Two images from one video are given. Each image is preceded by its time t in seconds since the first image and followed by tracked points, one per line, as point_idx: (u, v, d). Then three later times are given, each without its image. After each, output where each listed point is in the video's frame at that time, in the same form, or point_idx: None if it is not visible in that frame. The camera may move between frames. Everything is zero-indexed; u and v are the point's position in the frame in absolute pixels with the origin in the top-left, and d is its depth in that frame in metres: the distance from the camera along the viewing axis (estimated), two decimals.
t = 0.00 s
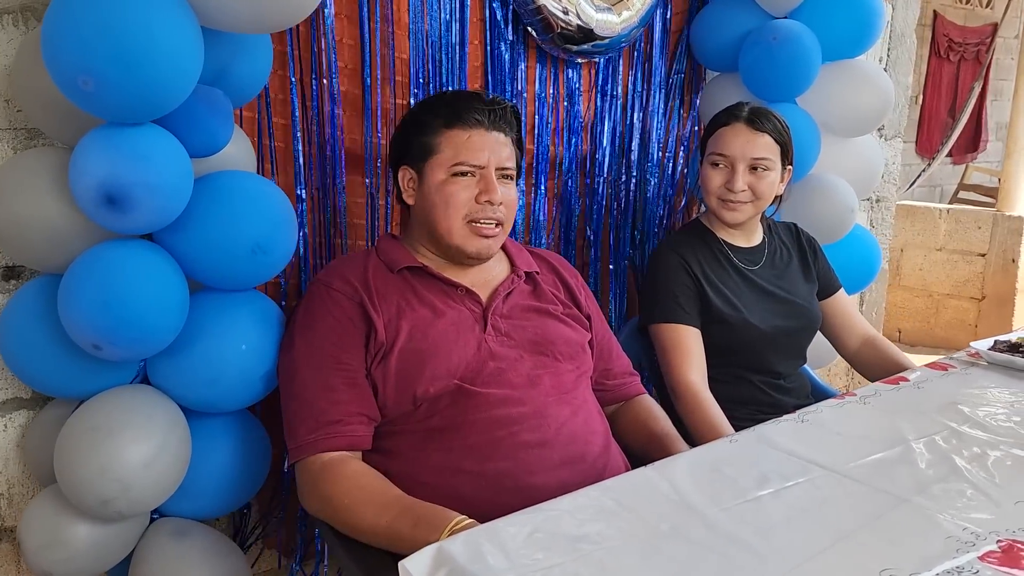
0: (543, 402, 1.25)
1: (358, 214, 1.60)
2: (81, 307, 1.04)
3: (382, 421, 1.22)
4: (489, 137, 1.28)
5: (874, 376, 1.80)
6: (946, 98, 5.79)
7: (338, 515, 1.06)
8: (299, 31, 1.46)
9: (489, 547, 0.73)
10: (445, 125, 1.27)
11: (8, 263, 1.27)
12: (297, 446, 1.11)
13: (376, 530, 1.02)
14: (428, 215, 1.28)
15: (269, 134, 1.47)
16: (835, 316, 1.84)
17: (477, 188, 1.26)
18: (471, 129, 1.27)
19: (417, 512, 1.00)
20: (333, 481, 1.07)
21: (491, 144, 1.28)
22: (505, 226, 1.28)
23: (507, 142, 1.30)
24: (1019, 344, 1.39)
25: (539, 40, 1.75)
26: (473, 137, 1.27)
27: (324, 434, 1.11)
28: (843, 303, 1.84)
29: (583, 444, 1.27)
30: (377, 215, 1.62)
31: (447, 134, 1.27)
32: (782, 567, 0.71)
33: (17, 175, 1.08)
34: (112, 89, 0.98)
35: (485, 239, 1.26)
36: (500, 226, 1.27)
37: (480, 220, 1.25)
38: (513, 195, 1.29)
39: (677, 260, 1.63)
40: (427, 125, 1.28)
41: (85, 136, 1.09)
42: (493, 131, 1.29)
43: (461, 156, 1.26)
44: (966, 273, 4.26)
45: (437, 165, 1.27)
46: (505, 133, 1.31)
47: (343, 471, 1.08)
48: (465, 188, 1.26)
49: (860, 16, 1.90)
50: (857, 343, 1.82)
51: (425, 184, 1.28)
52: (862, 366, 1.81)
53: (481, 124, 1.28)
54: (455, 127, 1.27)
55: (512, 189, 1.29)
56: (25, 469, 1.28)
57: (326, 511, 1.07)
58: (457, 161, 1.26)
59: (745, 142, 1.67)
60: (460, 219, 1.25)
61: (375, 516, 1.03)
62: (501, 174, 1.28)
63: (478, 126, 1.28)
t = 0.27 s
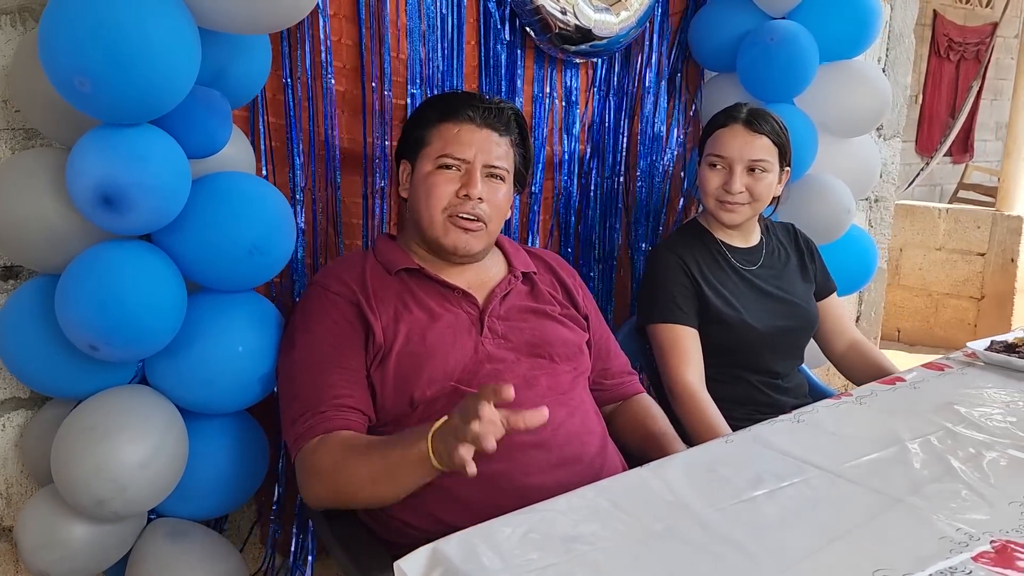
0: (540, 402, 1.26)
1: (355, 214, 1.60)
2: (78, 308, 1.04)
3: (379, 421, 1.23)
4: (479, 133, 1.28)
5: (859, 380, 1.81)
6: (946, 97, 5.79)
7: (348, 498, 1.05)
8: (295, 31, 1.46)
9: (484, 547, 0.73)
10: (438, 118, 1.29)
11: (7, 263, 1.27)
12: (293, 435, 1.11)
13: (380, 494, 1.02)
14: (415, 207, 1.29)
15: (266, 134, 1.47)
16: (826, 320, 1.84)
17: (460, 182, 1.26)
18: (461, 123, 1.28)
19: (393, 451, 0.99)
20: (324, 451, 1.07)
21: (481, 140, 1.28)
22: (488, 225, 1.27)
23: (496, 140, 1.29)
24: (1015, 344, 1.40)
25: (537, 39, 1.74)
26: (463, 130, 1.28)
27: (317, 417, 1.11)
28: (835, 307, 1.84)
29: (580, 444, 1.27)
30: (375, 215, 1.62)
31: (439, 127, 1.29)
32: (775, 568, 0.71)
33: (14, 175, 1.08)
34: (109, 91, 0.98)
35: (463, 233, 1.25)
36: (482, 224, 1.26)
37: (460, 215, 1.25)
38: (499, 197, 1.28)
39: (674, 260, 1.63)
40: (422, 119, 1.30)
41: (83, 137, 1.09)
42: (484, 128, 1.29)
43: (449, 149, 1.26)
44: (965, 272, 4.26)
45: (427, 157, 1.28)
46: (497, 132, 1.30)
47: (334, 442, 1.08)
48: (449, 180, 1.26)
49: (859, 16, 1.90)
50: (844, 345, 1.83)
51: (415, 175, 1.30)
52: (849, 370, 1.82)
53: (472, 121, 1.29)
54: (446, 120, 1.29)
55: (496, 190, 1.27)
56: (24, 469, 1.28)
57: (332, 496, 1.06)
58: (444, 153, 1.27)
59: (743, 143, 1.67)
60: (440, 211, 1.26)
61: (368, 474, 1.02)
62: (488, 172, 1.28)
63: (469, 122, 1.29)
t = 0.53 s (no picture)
0: (539, 402, 1.26)
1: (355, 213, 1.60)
2: (81, 307, 1.04)
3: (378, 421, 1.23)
4: (480, 140, 1.27)
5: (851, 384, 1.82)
6: (946, 97, 5.79)
7: (353, 434, 0.98)
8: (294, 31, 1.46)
9: (482, 546, 0.73)
10: (439, 124, 1.29)
11: (6, 262, 1.27)
12: (299, 392, 1.08)
13: (381, 409, 0.96)
14: (414, 212, 1.28)
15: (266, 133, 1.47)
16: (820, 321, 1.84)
17: (459, 189, 1.25)
18: (461, 129, 1.28)
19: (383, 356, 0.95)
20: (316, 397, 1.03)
21: (480, 147, 1.27)
22: (487, 231, 1.26)
23: (498, 147, 1.29)
24: (1014, 343, 1.40)
25: (537, 39, 1.75)
26: (463, 137, 1.27)
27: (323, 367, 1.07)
28: (829, 308, 1.83)
29: (579, 443, 1.27)
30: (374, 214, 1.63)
31: (439, 132, 1.28)
32: (773, 566, 0.71)
33: (14, 175, 1.08)
34: (110, 90, 0.98)
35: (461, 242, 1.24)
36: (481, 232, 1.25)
37: (457, 222, 1.24)
38: (497, 203, 1.27)
39: (673, 259, 1.63)
40: (424, 120, 1.30)
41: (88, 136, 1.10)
42: (485, 134, 1.29)
43: (448, 155, 1.26)
44: (965, 272, 4.26)
45: (426, 162, 1.28)
46: (498, 138, 1.30)
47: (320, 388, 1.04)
48: (448, 187, 1.25)
49: (859, 16, 1.90)
50: (836, 349, 1.83)
51: (415, 179, 1.29)
52: (841, 371, 1.83)
53: (473, 127, 1.28)
54: (447, 125, 1.28)
55: (496, 197, 1.27)
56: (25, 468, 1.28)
57: (333, 431, 0.99)
58: (443, 159, 1.26)
59: (743, 143, 1.67)
60: (437, 218, 1.24)
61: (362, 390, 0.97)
62: (488, 179, 1.27)
63: (470, 128, 1.28)
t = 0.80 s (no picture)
0: (538, 402, 1.26)
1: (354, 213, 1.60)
2: (84, 308, 1.04)
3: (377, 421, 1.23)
4: (473, 126, 1.28)
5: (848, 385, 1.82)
6: (946, 97, 5.79)
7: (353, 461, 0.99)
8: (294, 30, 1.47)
9: (481, 545, 0.73)
10: (431, 115, 1.30)
11: (7, 263, 1.27)
12: (298, 412, 1.08)
13: (390, 440, 0.97)
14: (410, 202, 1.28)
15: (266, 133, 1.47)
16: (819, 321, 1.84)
17: (455, 174, 1.26)
18: (455, 118, 1.29)
19: (399, 394, 0.96)
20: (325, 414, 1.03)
21: (474, 134, 1.28)
22: (484, 215, 1.27)
23: (492, 134, 1.29)
24: (1014, 343, 1.40)
25: (539, 38, 1.75)
26: (457, 124, 1.28)
27: (324, 386, 1.08)
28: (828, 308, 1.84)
29: (578, 443, 1.27)
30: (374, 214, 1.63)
31: (432, 123, 1.29)
32: (772, 565, 0.71)
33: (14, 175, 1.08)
34: (112, 91, 0.98)
35: (459, 225, 1.24)
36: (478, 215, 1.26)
37: (455, 206, 1.24)
38: (494, 188, 1.27)
39: (672, 260, 1.64)
40: (417, 116, 1.31)
41: (91, 135, 1.10)
42: (478, 121, 1.29)
43: (442, 142, 1.27)
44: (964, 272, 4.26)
45: (421, 151, 1.29)
46: (490, 125, 1.30)
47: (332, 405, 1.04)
48: (444, 173, 1.25)
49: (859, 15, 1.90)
50: (834, 349, 1.83)
51: (411, 171, 1.30)
52: (840, 371, 1.83)
53: (466, 115, 1.29)
54: (440, 116, 1.29)
55: (492, 183, 1.27)
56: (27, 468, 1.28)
57: (334, 456, 0.99)
58: (437, 147, 1.27)
59: (743, 144, 1.67)
60: (434, 203, 1.25)
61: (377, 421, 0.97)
62: (483, 165, 1.27)
63: (463, 116, 1.29)
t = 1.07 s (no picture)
0: (538, 402, 1.26)
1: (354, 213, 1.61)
2: (81, 309, 1.04)
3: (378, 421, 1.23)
4: (461, 121, 1.29)
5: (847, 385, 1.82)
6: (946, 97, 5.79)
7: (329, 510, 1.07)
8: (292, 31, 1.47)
9: (482, 545, 0.73)
10: (419, 116, 1.31)
11: (7, 263, 1.28)
12: (289, 440, 1.12)
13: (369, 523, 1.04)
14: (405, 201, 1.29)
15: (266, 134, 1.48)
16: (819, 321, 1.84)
17: (446, 168, 1.27)
18: (442, 115, 1.30)
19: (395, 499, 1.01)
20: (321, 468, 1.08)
21: (463, 128, 1.29)
22: (479, 206, 1.27)
23: (480, 128, 1.31)
24: (1013, 343, 1.40)
25: (540, 38, 1.75)
26: (444, 121, 1.29)
27: (316, 426, 1.11)
28: (828, 309, 1.84)
29: (578, 443, 1.28)
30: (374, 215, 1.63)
31: (421, 123, 1.30)
32: (771, 565, 0.71)
33: (15, 175, 1.08)
34: (110, 93, 0.98)
35: (456, 214, 1.24)
36: (473, 204, 1.26)
37: (450, 197, 1.25)
38: (487, 179, 1.28)
39: (672, 260, 1.64)
40: (405, 119, 1.33)
41: (87, 136, 1.10)
42: (465, 116, 1.30)
43: (431, 138, 1.28)
44: (964, 272, 4.26)
45: (411, 150, 1.30)
46: (478, 120, 1.31)
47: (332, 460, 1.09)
48: (435, 168, 1.26)
49: (859, 17, 1.90)
50: (834, 349, 1.83)
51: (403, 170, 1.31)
52: (840, 372, 1.83)
53: (453, 111, 1.30)
54: (428, 115, 1.30)
55: (485, 175, 1.28)
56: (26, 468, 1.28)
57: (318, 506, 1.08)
58: (427, 143, 1.28)
59: (744, 146, 1.67)
60: (428, 196, 1.26)
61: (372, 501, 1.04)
62: (474, 157, 1.28)
63: (450, 113, 1.30)
